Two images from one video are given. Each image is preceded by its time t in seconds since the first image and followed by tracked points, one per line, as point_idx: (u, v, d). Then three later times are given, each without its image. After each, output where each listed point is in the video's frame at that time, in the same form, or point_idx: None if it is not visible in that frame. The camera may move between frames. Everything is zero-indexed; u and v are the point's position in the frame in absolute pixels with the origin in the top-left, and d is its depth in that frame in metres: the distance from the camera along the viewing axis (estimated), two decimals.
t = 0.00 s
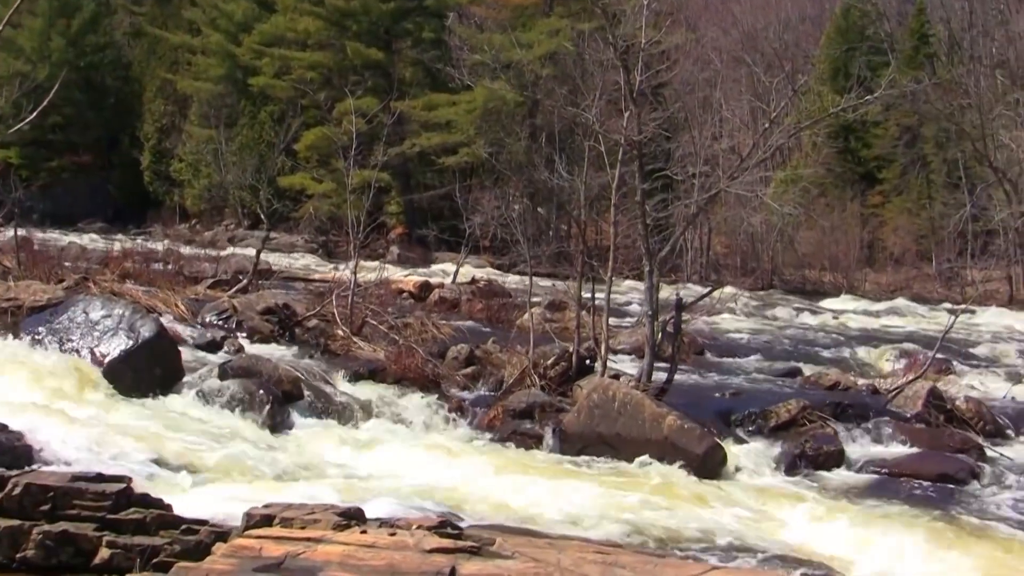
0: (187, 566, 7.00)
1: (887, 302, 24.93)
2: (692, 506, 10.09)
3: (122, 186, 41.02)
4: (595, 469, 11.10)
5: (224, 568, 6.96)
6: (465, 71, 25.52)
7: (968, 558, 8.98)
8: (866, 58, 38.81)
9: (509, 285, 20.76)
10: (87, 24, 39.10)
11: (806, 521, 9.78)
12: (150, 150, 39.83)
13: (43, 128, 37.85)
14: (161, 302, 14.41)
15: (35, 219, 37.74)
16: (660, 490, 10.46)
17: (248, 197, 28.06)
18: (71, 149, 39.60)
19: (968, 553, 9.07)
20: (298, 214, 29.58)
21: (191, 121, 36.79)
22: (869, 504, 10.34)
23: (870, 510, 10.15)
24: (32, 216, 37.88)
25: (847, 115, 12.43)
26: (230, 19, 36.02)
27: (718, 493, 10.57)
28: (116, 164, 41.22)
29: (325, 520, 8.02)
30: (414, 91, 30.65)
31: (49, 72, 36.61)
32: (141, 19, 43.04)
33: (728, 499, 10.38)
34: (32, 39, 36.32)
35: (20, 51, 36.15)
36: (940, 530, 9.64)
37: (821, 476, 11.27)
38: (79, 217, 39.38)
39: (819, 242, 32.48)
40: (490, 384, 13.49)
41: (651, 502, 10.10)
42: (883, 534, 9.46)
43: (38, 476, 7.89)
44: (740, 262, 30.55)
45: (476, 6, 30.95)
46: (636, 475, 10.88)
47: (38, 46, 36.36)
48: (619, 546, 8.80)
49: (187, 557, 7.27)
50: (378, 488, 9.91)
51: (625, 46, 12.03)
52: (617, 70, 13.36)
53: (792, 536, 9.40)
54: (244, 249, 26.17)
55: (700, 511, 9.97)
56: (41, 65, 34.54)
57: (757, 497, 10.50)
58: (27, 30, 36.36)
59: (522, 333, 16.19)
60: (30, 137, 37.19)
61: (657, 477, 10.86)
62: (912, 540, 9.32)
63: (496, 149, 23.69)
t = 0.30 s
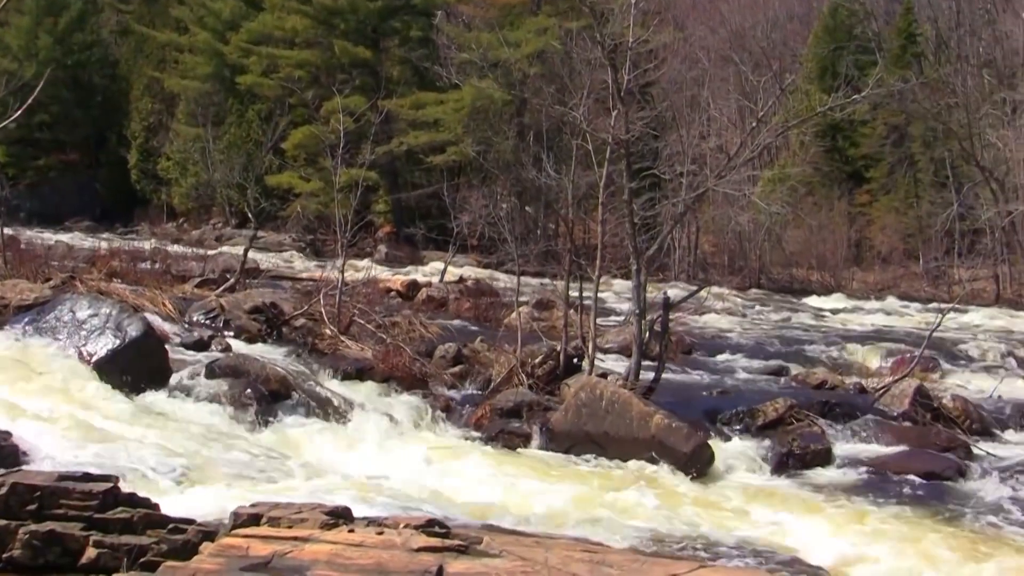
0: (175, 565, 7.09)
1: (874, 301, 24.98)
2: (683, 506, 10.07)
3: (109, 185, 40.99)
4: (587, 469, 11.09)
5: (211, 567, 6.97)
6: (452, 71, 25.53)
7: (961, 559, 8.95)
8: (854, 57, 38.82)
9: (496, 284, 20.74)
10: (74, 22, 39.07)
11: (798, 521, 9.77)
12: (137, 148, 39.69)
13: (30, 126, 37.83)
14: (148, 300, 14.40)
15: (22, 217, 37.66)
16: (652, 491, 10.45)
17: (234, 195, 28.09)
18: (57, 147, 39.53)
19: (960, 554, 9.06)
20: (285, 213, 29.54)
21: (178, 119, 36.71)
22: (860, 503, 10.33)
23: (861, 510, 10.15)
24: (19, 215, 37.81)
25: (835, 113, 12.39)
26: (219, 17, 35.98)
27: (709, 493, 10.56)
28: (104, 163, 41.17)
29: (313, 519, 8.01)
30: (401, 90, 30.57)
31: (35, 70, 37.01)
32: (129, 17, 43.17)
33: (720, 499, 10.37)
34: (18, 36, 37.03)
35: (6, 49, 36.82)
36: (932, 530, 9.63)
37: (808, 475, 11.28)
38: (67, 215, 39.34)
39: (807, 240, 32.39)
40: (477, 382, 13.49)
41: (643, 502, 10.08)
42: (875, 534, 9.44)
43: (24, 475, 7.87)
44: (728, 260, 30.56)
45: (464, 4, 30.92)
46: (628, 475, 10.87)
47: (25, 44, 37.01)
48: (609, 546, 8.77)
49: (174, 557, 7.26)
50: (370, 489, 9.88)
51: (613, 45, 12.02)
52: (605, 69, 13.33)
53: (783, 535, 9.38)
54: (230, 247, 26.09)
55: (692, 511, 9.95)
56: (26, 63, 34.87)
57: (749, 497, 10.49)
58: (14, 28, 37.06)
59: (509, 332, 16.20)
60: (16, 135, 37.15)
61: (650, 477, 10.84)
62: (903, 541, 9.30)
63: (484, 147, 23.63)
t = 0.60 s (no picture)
0: (159, 564, 7.08)
1: (858, 300, 25.07)
2: (671, 505, 10.06)
3: (94, 183, 40.87)
4: (575, 468, 11.07)
5: (196, 566, 6.97)
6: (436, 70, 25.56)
7: (948, 558, 8.96)
8: (839, 57, 38.98)
9: (480, 282, 20.74)
10: (59, 20, 38.94)
11: (786, 519, 9.76)
12: (122, 147, 39.58)
13: (14, 125, 37.68)
14: (132, 299, 14.37)
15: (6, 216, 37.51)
16: (640, 489, 10.43)
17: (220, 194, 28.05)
18: (42, 145, 39.41)
19: (947, 553, 9.06)
20: (271, 211, 29.50)
21: (163, 117, 36.61)
22: (848, 501, 10.34)
23: (848, 508, 10.16)
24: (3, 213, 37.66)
25: (819, 112, 12.40)
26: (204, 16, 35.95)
27: (696, 491, 10.56)
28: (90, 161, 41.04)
29: (297, 517, 8.01)
30: (387, 89, 30.52)
31: (20, 68, 36.86)
32: (114, 15, 43.04)
33: (707, 497, 10.37)
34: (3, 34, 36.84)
35: None
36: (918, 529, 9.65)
37: (793, 473, 11.30)
38: (51, 213, 39.21)
39: (792, 239, 32.38)
40: (462, 380, 13.49)
41: (631, 501, 10.07)
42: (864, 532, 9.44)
43: (8, 474, 7.82)
44: (713, 259, 30.61)
45: (450, 3, 30.96)
46: (616, 474, 10.86)
47: (9, 42, 36.85)
48: (592, 544, 8.75)
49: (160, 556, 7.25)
50: (353, 488, 9.85)
51: (597, 44, 12.00)
52: (590, 67, 13.34)
53: (770, 534, 9.37)
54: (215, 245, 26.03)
55: (680, 509, 9.94)
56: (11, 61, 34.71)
57: (737, 494, 10.49)
58: None
59: (494, 330, 16.21)
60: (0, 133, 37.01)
61: (637, 476, 10.83)
62: (890, 540, 9.30)
63: (468, 146, 23.66)
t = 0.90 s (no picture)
0: (146, 562, 7.08)
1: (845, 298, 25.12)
2: (662, 504, 10.06)
3: (81, 181, 40.78)
4: (567, 467, 11.05)
5: (183, 564, 6.96)
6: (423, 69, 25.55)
7: (938, 558, 8.94)
8: (827, 56, 39.05)
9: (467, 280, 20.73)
10: (46, 18, 38.81)
11: (777, 519, 9.76)
12: (110, 144, 39.48)
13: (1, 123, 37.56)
14: (119, 297, 14.34)
15: None
16: (632, 489, 10.43)
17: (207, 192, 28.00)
18: (29, 143, 39.28)
19: (936, 553, 9.05)
20: (258, 209, 29.45)
21: (150, 115, 36.51)
22: (837, 501, 10.36)
23: (836, 508, 10.16)
24: None
25: (806, 112, 12.39)
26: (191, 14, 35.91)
27: (688, 490, 10.57)
28: (77, 159, 40.96)
29: (284, 516, 8.00)
30: (375, 87, 30.51)
31: (7, 65, 36.73)
32: (101, 13, 42.94)
33: (697, 496, 10.36)
34: None
35: None
36: (908, 528, 9.65)
37: (780, 473, 11.30)
38: (38, 211, 39.12)
39: (779, 238, 32.34)
40: (450, 379, 13.49)
41: (621, 500, 10.06)
42: (853, 533, 9.42)
43: None
44: (701, 257, 30.59)
45: (439, 2, 30.95)
46: (607, 473, 10.86)
47: None
48: (581, 544, 8.75)
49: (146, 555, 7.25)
50: (343, 488, 9.82)
51: (586, 43, 11.97)
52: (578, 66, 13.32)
53: (759, 533, 9.37)
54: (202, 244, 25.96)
55: (670, 509, 9.94)
56: None
57: (730, 494, 10.50)
58: None
59: (481, 329, 16.21)
60: None
61: (626, 475, 10.82)
62: (881, 540, 9.28)
63: (455, 144, 23.66)
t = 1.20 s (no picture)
0: (131, 561, 7.07)
1: (829, 297, 25.20)
2: (651, 503, 10.06)
3: (67, 179, 40.67)
4: (554, 464, 11.07)
5: (168, 563, 6.94)
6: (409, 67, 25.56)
7: (923, 557, 8.95)
8: (812, 55, 39.15)
9: (452, 279, 20.73)
10: (31, 15, 38.68)
11: (762, 517, 9.78)
12: (95, 142, 39.38)
13: None
14: (104, 296, 14.32)
15: None
16: (619, 487, 10.44)
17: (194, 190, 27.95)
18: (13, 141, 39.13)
19: (924, 552, 9.06)
20: (244, 207, 29.41)
21: (136, 113, 36.41)
22: (824, 499, 10.39)
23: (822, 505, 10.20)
24: None
25: (791, 111, 12.39)
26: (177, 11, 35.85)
27: (676, 489, 10.59)
28: (63, 157, 40.84)
29: (270, 515, 8.00)
30: (360, 85, 30.56)
31: None
32: (87, 11, 42.78)
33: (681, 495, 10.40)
34: None
35: None
36: (895, 527, 9.67)
37: (765, 471, 11.33)
38: (24, 210, 39.00)
39: (765, 237, 32.44)
40: (436, 377, 13.50)
41: (610, 499, 10.06)
42: (840, 532, 9.43)
43: None
44: (686, 256, 30.62)
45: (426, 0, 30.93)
46: (595, 471, 10.86)
47: None
48: (566, 541, 8.76)
49: (131, 553, 7.24)
50: (327, 485, 9.84)
51: (572, 42, 11.95)
52: (564, 65, 13.30)
53: (747, 532, 9.37)
54: (188, 242, 25.91)
55: (659, 508, 9.94)
56: None
57: (718, 492, 10.52)
58: None
59: (467, 327, 16.23)
60: None
61: (611, 472, 10.84)
62: (868, 539, 9.29)
63: (442, 142, 23.66)
